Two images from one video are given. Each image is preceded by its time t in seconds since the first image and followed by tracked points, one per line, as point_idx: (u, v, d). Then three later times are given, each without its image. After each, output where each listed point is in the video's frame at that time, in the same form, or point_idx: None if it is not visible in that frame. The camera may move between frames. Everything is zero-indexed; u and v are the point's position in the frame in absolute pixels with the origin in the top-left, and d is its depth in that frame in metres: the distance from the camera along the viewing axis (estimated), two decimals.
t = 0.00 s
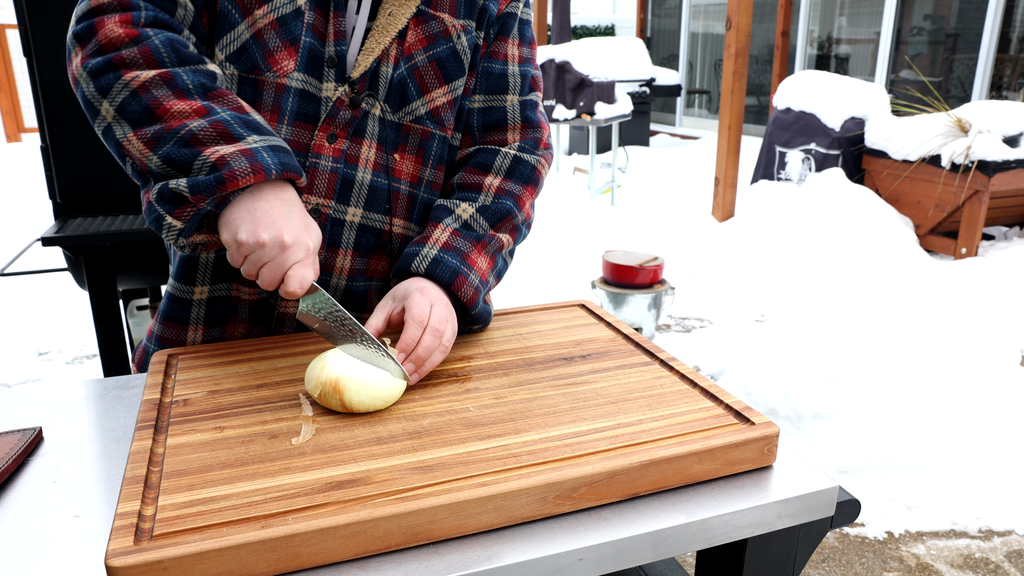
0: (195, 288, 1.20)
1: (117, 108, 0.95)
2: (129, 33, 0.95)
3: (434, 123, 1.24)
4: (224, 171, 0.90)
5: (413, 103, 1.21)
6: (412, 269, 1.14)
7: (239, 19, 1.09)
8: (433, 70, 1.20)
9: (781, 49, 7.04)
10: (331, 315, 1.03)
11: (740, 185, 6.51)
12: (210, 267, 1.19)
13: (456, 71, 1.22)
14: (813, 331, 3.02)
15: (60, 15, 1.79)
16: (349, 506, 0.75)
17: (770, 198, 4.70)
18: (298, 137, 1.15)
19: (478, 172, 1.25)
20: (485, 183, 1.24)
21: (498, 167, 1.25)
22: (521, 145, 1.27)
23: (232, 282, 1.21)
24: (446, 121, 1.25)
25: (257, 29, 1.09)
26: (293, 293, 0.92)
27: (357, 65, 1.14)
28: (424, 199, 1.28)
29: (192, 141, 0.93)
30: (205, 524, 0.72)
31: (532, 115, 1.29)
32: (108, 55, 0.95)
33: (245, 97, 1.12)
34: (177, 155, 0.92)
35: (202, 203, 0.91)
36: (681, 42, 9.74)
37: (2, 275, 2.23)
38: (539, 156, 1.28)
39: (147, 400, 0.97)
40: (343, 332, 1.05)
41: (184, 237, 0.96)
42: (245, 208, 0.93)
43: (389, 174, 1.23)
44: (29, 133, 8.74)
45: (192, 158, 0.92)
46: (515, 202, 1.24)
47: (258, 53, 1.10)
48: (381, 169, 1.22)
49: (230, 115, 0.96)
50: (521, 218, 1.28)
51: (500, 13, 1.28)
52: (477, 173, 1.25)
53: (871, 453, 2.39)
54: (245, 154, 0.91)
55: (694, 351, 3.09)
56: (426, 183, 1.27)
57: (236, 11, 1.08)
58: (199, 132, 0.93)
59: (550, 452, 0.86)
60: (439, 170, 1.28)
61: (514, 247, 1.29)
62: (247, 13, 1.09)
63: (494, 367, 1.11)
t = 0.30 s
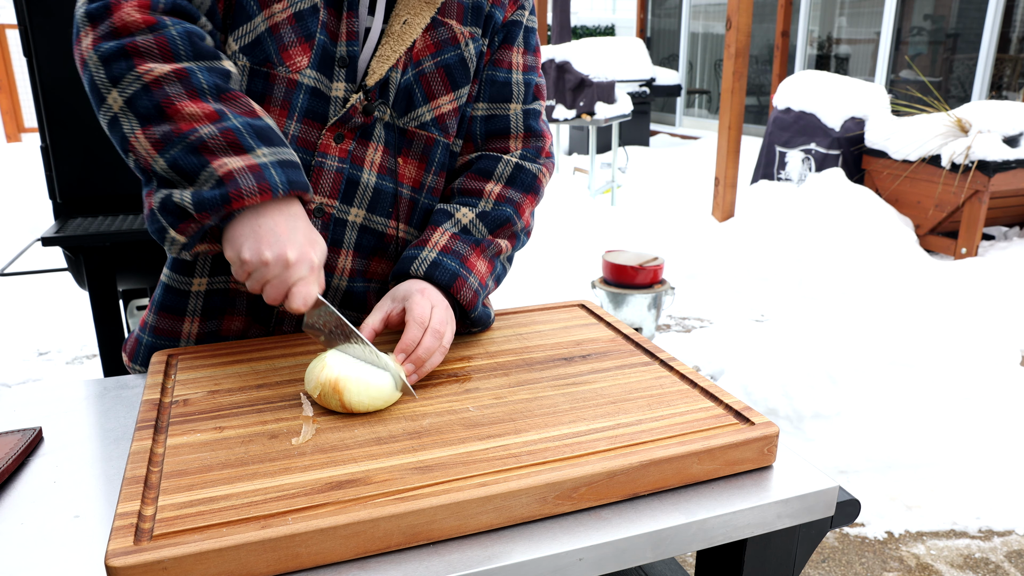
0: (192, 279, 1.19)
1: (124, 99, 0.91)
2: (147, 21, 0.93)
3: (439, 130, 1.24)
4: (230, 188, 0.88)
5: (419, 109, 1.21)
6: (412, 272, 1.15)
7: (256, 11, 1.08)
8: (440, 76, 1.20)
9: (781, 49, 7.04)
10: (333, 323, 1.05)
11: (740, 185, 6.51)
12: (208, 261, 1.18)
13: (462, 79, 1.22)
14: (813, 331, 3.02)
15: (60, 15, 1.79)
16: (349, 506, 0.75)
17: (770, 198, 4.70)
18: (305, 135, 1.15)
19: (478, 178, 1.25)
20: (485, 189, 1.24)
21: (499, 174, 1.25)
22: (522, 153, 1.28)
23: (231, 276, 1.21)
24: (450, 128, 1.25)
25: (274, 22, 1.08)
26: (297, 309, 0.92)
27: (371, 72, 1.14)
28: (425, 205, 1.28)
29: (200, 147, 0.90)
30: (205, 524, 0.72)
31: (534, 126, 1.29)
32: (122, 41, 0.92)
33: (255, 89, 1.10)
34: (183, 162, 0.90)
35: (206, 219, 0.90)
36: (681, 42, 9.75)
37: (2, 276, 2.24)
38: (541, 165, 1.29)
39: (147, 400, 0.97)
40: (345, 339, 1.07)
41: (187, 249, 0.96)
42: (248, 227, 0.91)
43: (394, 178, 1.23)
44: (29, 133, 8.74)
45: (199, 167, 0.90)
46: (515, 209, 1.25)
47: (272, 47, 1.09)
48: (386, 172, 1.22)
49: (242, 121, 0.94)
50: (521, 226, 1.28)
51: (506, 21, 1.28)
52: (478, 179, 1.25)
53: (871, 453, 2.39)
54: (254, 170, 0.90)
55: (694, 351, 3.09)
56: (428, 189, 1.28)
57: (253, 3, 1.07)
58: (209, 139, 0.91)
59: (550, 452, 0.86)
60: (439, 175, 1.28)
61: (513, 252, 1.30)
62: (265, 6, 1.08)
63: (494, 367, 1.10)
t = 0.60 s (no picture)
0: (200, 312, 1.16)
1: (125, 161, 0.90)
2: (156, 81, 0.89)
3: (450, 138, 1.24)
4: (216, 276, 0.90)
5: (431, 119, 1.21)
6: (412, 270, 1.15)
7: (274, 27, 1.04)
8: (451, 86, 1.21)
9: (781, 49, 7.04)
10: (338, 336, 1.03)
11: (740, 185, 6.51)
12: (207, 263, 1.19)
13: (470, 87, 1.23)
14: (813, 331, 3.02)
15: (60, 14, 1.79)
16: (349, 506, 0.75)
17: (770, 198, 4.70)
18: (322, 149, 1.13)
19: (478, 180, 1.27)
20: (484, 190, 1.26)
21: (498, 175, 1.27)
22: (520, 155, 1.30)
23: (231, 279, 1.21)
24: (460, 136, 1.26)
25: (292, 36, 1.05)
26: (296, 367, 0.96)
27: (385, 84, 1.14)
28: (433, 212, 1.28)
29: (191, 227, 0.90)
30: (205, 524, 0.72)
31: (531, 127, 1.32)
32: (131, 99, 0.89)
33: (271, 104, 1.08)
34: (175, 239, 0.91)
35: (192, 300, 0.92)
36: (681, 42, 9.75)
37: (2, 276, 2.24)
38: (539, 165, 1.31)
39: (147, 400, 0.97)
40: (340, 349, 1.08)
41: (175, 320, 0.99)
42: (234, 304, 0.93)
43: (407, 189, 1.23)
44: (29, 133, 8.73)
45: (188, 246, 0.91)
46: (514, 210, 1.27)
47: (290, 61, 1.06)
48: (400, 184, 1.22)
49: (237, 202, 0.93)
50: (520, 226, 1.30)
51: (505, 25, 1.29)
52: (476, 181, 1.26)
53: (871, 453, 2.39)
54: (241, 258, 0.91)
55: (694, 351, 3.09)
56: (436, 197, 1.28)
57: (272, 18, 1.04)
58: (202, 222, 0.91)
59: (550, 452, 0.86)
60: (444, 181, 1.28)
61: (513, 253, 1.32)
62: (283, 20, 1.05)
63: (495, 368, 1.10)
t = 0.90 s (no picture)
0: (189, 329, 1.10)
1: (111, 190, 0.98)
2: (128, 108, 0.98)
3: (431, 131, 1.24)
4: (202, 289, 0.97)
5: (410, 113, 1.21)
6: (405, 272, 1.14)
7: (240, 38, 1.09)
8: (428, 78, 1.21)
9: (781, 49, 7.04)
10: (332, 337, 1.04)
11: (740, 185, 6.51)
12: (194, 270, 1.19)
13: (450, 77, 1.23)
14: (813, 331, 3.02)
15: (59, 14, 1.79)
16: (349, 506, 0.75)
17: (770, 198, 4.70)
18: (298, 153, 1.15)
19: (466, 172, 1.25)
20: (474, 182, 1.24)
21: (487, 166, 1.25)
22: (509, 144, 1.27)
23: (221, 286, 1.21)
24: (442, 128, 1.26)
25: (260, 45, 1.10)
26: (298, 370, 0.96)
27: (357, 80, 1.15)
28: (421, 207, 1.28)
29: (177, 245, 0.98)
30: (205, 524, 0.72)
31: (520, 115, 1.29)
32: (108, 130, 0.98)
33: (247, 114, 1.12)
34: (162, 256, 0.98)
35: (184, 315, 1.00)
36: (681, 42, 9.75)
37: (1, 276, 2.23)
38: (528, 154, 1.28)
39: (148, 400, 0.97)
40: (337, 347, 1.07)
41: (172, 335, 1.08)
42: (228, 313, 0.99)
43: (388, 185, 1.23)
44: (29, 133, 8.74)
45: (175, 263, 0.98)
46: (506, 201, 1.25)
47: (261, 70, 1.10)
48: (379, 181, 1.22)
49: (217, 217, 1.00)
50: (512, 217, 1.28)
51: (487, 12, 1.28)
52: (466, 173, 1.25)
53: (870, 453, 2.39)
54: (224, 269, 0.97)
55: (694, 351, 3.09)
56: (423, 191, 1.27)
57: (236, 30, 1.09)
58: (185, 238, 0.98)
59: (550, 452, 0.86)
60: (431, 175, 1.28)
61: (506, 244, 1.30)
62: (248, 31, 1.09)
63: (495, 368, 1.10)
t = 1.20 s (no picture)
0: (163, 306, 1.20)
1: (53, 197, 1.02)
2: (31, 122, 0.99)
3: (395, 117, 1.22)
4: (132, 244, 0.97)
5: (371, 100, 1.20)
6: (385, 267, 1.14)
7: (169, 54, 1.08)
8: (385, 62, 1.19)
9: (781, 49, 7.05)
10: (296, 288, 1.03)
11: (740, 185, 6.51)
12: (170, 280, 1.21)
13: (410, 59, 1.21)
14: (813, 331, 3.01)
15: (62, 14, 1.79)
16: (349, 506, 0.75)
17: (770, 198, 4.70)
18: (254, 157, 1.15)
19: (441, 154, 1.25)
20: (449, 165, 1.23)
21: (460, 146, 1.24)
22: (483, 121, 1.26)
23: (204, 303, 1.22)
24: (407, 112, 1.23)
25: (193, 57, 1.09)
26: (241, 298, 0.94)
27: (306, 73, 1.14)
28: (395, 195, 1.27)
29: (106, 217, 0.99)
30: (205, 523, 0.72)
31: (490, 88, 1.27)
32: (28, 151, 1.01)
33: (195, 127, 1.12)
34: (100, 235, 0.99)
35: (133, 276, 1.00)
36: (681, 42, 9.75)
37: (2, 276, 2.23)
38: (503, 129, 1.27)
39: (147, 400, 0.97)
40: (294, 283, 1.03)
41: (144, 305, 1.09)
42: (165, 260, 0.98)
43: (354, 178, 1.23)
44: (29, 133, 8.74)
45: (109, 233, 0.99)
46: (483, 179, 1.24)
47: (199, 80, 1.10)
48: (344, 174, 1.22)
49: (130, 175, 0.99)
50: (493, 195, 1.27)
51: None
52: (440, 155, 1.24)
53: (870, 453, 2.39)
54: (143, 219, 0.96)
55: (694, 352, 3.09)
56: (396, 178, 1.26)
57: (164, 47, 1.08)
58: (109, 207, 0.98)
59: (550, 452, 0.86)
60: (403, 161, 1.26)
61: (490, 224, 1.29)
62: (177, 45, 1.08)
63: (496, 367, 1.10)
